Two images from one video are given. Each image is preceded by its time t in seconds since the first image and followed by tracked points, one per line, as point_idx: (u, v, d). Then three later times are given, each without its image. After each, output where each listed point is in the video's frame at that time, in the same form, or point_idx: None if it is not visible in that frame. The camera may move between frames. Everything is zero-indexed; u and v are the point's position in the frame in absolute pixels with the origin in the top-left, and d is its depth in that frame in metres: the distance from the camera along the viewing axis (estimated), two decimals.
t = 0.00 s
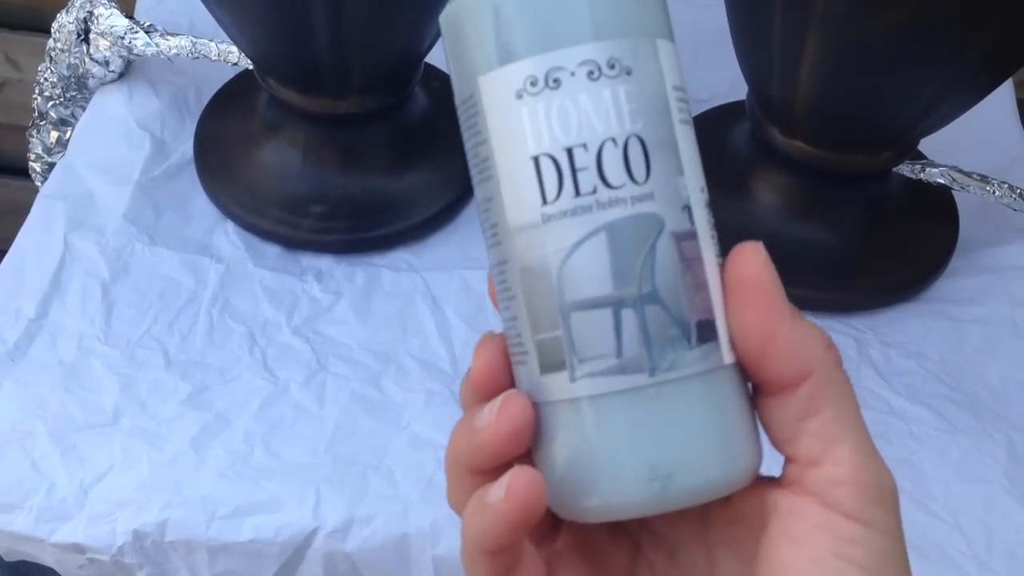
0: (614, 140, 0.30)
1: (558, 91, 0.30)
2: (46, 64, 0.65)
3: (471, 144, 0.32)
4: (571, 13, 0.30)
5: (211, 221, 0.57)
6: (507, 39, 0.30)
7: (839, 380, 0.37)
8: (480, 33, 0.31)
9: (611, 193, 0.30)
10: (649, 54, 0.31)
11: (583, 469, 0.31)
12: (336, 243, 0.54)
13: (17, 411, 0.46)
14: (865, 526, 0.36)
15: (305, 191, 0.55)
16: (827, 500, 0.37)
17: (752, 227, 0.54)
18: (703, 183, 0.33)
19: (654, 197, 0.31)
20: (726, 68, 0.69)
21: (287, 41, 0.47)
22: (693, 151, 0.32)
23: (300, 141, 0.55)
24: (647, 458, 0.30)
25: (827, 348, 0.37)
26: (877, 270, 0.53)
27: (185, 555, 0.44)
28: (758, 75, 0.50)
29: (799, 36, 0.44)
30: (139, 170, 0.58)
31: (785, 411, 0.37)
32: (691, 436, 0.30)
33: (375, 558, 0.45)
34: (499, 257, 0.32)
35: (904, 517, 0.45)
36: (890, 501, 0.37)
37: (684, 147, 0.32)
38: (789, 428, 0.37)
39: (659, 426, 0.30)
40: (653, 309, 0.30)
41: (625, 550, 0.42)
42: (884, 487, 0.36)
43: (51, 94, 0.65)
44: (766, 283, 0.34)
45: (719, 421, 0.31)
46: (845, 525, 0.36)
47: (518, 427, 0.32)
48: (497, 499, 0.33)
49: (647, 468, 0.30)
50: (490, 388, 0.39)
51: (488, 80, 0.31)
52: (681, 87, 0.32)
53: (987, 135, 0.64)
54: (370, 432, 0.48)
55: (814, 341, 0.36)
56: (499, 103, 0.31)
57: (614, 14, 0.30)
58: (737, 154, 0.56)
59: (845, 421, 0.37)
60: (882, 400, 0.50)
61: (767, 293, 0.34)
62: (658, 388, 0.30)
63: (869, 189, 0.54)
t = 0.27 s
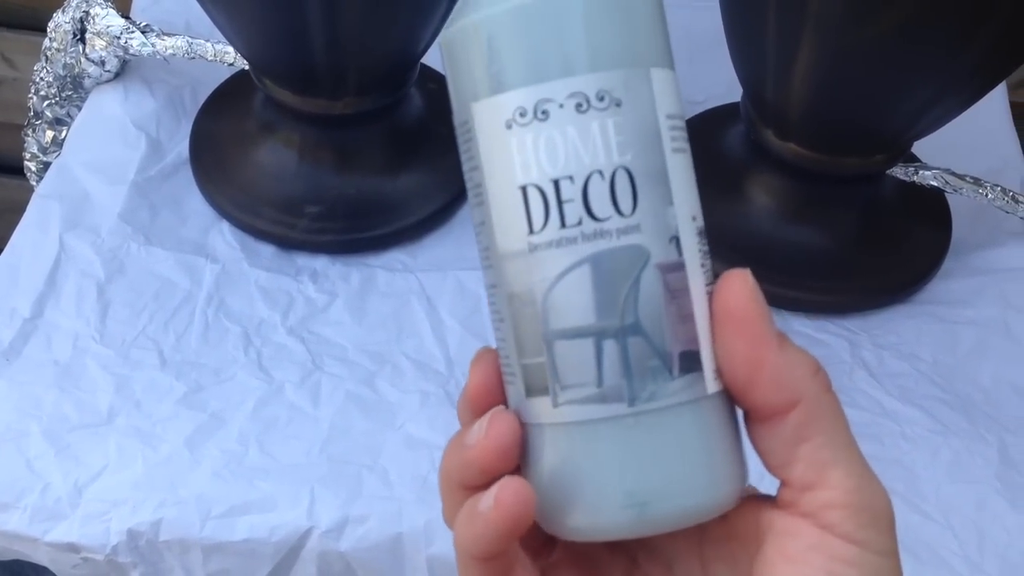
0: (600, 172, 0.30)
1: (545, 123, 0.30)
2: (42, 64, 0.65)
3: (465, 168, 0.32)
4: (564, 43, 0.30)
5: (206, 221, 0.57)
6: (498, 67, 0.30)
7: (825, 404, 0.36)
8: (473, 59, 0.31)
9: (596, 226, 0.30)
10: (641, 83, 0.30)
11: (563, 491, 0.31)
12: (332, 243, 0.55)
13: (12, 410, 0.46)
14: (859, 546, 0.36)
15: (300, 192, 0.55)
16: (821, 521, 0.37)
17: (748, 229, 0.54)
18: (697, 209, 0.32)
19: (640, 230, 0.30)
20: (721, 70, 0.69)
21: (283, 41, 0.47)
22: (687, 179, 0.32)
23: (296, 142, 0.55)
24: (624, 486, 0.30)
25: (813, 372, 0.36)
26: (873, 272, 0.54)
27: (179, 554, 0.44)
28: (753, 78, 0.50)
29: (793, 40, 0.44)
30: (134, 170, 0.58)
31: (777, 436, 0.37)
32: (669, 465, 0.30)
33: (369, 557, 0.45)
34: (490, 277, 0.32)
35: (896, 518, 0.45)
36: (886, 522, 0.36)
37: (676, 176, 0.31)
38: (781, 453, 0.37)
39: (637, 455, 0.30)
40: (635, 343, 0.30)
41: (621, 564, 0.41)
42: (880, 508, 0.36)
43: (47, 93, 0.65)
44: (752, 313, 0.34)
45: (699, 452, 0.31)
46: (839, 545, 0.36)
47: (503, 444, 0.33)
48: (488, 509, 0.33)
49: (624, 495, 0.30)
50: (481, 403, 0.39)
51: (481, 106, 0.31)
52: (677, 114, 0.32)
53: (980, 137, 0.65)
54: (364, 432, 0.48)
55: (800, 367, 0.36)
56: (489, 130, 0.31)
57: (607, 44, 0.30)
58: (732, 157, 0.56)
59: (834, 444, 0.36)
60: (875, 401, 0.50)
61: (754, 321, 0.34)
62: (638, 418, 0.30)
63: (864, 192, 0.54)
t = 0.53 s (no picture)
0: (572, 172, 0.30)
1: (520, 121, 0.29)
2: (38, 63, 0.65)
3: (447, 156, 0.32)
4: (542, 37, 0.29)
5: (202, 219, 0.57)
6: (477, 60, 0.30)
7: (797, 394, 0.36)
8: (455, 51, 0.30)
9: (567, 225, 0.30)
10: (617, 81, 0.30)
11: (527, 477, 0.31)
12: (327, 242, 0.55)
13: (8, 408, 0.46)
14: (839, 528, 0.36)
15: (295, 191, 0.55)
16: (801, 506, 0.37)
17: (741, 229, 0.54)
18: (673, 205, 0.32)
19: (611, 230, 0.30)
20: (716, 70, 0.69)
21: (279, 41, 0.48)
22: (665, 175, 0.32)
23: (291, 142, 0.55)
24: (585, 477, 0.30)
25: (783, 365, 0.36)
26: (865, 271, 0.54)
27: (175, 552, 0.44)
28: (746, 78, 0.50)
29: (786, 41, 0.45)
30: (130, 169, 0.58)
31: (749, 429, 0.36)
32: (630, 460, 0.30)
33: (365, 554, 0.45)
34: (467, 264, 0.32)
35: (889, 516, 0.45)
36: (864, 502, 0.37)
37: (651, 175, 0.31)
38: (754, 445, 0.37)
39: (599, 448, 0.30)
40: (602, 341, 0.30)
41: (612, 545, 0.41)
42: (857, 490, 0.36)
43: (43, 92, 0.65)
44: (723, 310, 0.33)
45: (660, 447, 0.31)
46: (820, 528, 0.36)
47: (475, 426, 0.33)
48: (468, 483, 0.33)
49: (584, 486, 0.30)
50: (459, 385, 0.39)
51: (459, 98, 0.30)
52: (656, 109, 0.31)
53: (973, 138, 0.65)
54: (360, 430, 0.48)
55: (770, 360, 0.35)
56: (467, 124, 0.30)
57: (588, 42, 0.29)
58: (726, 158, 0.57)
59: (809, 431, 0.36)
60: (869, 400, 0.50)
61: (722, 317, 0.33)
62: (601, 414, 0.30)
63: (856, 192, 0.54)
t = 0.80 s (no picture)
0: (573, 163, 0.30)
1: (521, 112, 0.30)
2: (42, 61, 0.65)
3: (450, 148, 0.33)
4: (541, 32, 0.29)
5: (206, 217, 0.58)
6: (479, 53, 0.30)
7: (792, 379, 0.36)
8: (457, 44, 0.30)
9: (567, 215, 0.30)
10: (617, 74, 0.30)
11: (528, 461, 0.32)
12: (330, 239, 0.55)
13: (13, 405, 0.46)
14: (836, 508, 0.36)
15: (299, 189, 0.55)
16: (797, 486, 0.37)
17: (743, 227, 0.54)
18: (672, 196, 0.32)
19: (611, 220, 0.30)
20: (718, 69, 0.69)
21: (283, 39, 0.48)
22: (664, 167, 0.32)
23: (295, 140, 0.56)
24: (585, 459, 0.30)
25: (778, 350, 0.36)
26: (865, 269, 0.54)
27: (180, 547, 0.44)
28: (747, 75, 0.50)
29: (788, 41, 0.45)
30: (135, 166, 0.59)
31: (746, 413, 0.36)
32: (630, 443, 0.30)
33: (369, 550, 0.45)
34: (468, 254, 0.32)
35: (891, 513, 0.46)
36: (861, 482, 0.37)
37: (651, 167, 0.31)
38: (751, 429, 0.37)
39: (599, 431, 0.30)
40: (600, 328, 0.30)
41: (615, 527, 0.42)
42: (854, 470, 0.36)
43: (47, 90, 0.65)
44: (717, 298, 0.33)
45: (659, 430, 0.31)
46: (817, 508, 0.36)
47: (478, 410, 0.33)
48: (472, 459, 0.33)
49: (584, 468, 0.30)
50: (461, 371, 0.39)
51: (462, 91, 0.31)
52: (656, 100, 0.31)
53: (974, 137, 0.65)
54: (364, 427, 0.48)
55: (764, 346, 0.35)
56: (469, 116, 0.31)
57: (587, 37, 0.29)
58: (729, 156, 0.57)
59: (805, 414, 0.36)
60: (871, 398, 0.51)
61: (718, 303, 0.33)
62: (601, 398, 0.30)
63: (858, 191, 0.54)
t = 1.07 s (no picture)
0: (566, 173, 0.30)
1: (515, 124, 0.30)
2: (49, 59, 0.66)
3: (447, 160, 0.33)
4: (533, 44, 0.29)
5: (212, 215, 0.58)
6: (472, 66, 0.30)
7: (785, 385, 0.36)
8: (450, 56, 0.30)
9: (561, 225, 0.30)
10: (609, 83, 0.30)
11: (527, 468, 0.32)
12: (335, 238, 0.55)
13: (22, 402, 0.46)
14: (831, 513, 0.36)
15: (305, 188, 0.55)
16: (792, 491, 0.37)
17: (747, 227, 0.55)
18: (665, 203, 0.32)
19: (604, 229, 0.30)
20: (723, 69, 0.69)
21: (290, 38, 0.48)
22: (657, 177, 0.32)
23: (300, 139, 0.56)
24: (582, 468, 0.30)
25: (772, 357, 0.35)
26: (867, 269, 0.54)
27: (188, 544, 0.45)
28: (753, 76, 0.50)
29: (794, 41, 0.45)
30: (141, 165, 0.59)
31: (740, 419, 0.36)
32: (627, 451, 0.30)
33: (376, 548, 0.45)
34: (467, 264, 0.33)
35: (896, 512, 0.46)
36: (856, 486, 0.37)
37: (644, 173, 0.31)
38: (746, 435, 0.37)
39: (596, 439, 0.30)
40: (593, 336, 0.30)
41: (614, 533, 0.41)
42: (849, 474, 0.36)
43: (53, 89, 0.66)
44: (711, 304, 0.33)
45: (657, 438, 0.31)
46: (813, 512, 0.36)
47: (475, 419, 0.33)
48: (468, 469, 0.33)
49: (582, 476, 0.31)
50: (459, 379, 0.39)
51: (457, 101, 0.31)
52: (649, 109, 0.31)
53: (978, 137, 0.65)
54: (371, 425, 0.49)
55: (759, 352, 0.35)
56: (463, 127, 0.31)
57: (580, 48, 0.30)
58: (733, 155, 0.57)
59: (799, 420, 0.36)
60: (876, 397, 0.51)
61: (712, 310, 0.33)
62: (597, 407, 0.30)
63: (862, 190, 0.54)
